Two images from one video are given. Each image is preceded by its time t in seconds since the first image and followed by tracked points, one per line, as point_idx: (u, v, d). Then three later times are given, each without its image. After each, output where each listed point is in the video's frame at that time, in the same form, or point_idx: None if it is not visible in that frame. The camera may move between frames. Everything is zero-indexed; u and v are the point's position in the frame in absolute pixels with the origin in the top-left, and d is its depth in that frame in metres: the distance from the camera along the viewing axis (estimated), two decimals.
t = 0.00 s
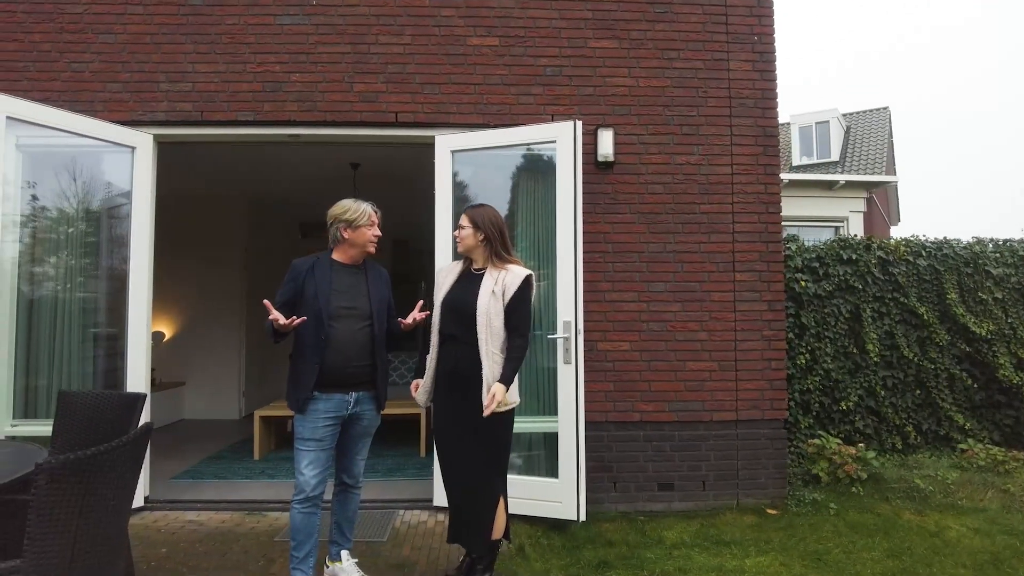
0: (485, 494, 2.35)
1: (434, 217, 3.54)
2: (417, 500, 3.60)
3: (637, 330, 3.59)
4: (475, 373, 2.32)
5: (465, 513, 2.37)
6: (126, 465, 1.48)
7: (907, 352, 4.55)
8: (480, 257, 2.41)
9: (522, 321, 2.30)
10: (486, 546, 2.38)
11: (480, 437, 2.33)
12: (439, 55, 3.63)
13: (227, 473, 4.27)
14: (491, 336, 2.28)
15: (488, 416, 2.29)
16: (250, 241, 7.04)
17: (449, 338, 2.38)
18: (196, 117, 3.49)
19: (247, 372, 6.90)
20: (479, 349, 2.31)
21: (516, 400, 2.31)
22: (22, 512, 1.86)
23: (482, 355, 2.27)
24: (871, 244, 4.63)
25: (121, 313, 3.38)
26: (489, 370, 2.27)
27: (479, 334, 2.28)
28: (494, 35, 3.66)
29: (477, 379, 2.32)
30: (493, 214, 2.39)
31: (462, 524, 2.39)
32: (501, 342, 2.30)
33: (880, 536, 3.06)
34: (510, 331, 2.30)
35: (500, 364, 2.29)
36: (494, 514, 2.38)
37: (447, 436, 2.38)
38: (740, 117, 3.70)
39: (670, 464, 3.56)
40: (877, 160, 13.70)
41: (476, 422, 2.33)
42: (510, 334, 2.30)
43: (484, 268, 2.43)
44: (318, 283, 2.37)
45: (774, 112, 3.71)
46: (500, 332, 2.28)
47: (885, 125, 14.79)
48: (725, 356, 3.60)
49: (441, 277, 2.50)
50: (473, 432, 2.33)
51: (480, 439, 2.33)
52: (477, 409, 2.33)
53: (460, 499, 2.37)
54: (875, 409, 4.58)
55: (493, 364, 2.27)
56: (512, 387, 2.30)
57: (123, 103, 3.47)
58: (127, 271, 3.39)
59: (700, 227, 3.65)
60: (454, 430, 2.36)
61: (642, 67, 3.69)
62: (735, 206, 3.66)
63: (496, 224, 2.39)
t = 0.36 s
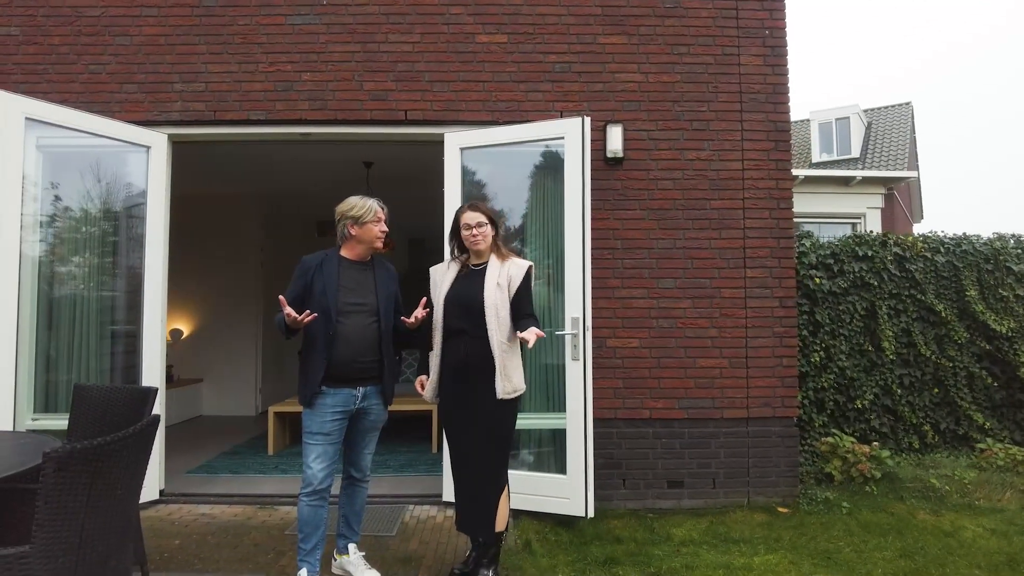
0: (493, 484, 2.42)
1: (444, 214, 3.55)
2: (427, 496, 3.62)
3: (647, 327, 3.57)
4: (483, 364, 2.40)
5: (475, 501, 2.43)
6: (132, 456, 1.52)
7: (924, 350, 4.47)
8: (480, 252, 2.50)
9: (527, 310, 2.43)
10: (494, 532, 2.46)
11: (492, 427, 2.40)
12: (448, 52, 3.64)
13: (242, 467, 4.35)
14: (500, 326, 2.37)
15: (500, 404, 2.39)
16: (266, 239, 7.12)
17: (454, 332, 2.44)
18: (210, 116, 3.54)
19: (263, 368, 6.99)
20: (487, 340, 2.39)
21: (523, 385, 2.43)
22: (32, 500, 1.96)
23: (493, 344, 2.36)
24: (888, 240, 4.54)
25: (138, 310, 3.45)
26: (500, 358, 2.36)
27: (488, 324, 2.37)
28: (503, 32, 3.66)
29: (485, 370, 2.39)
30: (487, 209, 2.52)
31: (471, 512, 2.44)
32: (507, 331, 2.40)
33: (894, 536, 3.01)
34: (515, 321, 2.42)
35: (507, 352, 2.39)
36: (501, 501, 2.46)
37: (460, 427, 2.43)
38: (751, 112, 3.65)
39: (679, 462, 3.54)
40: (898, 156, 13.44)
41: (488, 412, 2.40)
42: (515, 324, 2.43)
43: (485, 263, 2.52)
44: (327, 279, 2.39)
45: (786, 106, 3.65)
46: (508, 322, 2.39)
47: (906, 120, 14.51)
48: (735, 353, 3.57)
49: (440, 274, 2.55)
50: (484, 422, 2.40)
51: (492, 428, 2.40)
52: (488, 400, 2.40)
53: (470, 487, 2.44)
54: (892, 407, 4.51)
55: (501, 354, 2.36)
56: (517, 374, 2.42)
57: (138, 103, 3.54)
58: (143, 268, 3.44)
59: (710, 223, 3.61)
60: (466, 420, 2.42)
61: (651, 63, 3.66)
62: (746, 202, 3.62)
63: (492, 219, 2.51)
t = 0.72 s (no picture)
0: (494, 481, 2.44)
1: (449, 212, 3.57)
2: (433, 492, 3.65)
3: (652, 324, 3.56)
4: (485, 361, 2.41)
5: (478, 496, 2.46)
6: (129, 450, 1.56)
7: (938, 348, 4.40)
8: (480, 251, 2.52)
9: (528, 307, 2.45)
10: (497, 527, 2.48)
11: (494, 424, 2.41)
12: (453, 52, 3.66)
13: (254, 463, 4.42)
14: (502, 323, 2.39)
15: (502, 399, 2.41)
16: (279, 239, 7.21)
17: (456, 330, 2.45)
18: (219, 117, 3.60)
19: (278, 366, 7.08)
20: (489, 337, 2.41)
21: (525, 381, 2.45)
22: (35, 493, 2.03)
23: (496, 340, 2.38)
24: (901, 236, 4.47)
25: (150, 308, 3.51)
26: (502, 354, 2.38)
27: (491, 321, 2.39)
28: (507, 31, 3.67)
29: (487, 366, 2.41)
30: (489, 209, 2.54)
31: (475, 507, 2.48)
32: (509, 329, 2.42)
33: (902, 536, 2.97)
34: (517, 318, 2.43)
35: (510, 349, 2.40)
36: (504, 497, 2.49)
37: (463, 423, 2.45)
38: (758, 108, 3.62)
39: (685, 459, 3.52)
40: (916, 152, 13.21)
41: (490, 409, 2.41)
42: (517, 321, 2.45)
43: (485, 261, 2.53)
44: (332, 277, 2.43)
45: (793, 101, 3.61)
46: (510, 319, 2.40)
47: (925, 116, 14.25)
48: (742, 350, 3.54)
49: (442, 274, 2.57)
50: (486, 419, 2.41)
51: (494, 425, 2.41)
52: (489, 396, 2.41)
53: (472, 483, 2.47)
54: (905, 406, 4.43)
55: (504, 352, 2.38)
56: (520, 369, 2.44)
57: (150, 105, 3.61)
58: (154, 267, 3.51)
59: (717, 220, 3.59)
60: (469, 416, 2.44)
61: (656, 59, 3.65)
62: (753, 198, 3.59)
63: (493, 219, 2.53)
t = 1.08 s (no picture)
0: (501, 478, 2.45)
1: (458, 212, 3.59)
2: (443, 490, 3.68)
3: (662, 323, 3.54)
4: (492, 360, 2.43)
5: (487, 493, 2.48)
6: (140, 445, 1.60)
7: (958, 348, 4.31)
8: (485, 250, 2.54)
9: (532, 306, 2.45)
10: (505, 525, 2.48)
11: (500, 421, 2.43)
12: (462, 52, 3.68)
13: (270, 460, 4.49)
14: (507, 322, 2.41)
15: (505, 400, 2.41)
16: (296, 239, 7.30)
17: (464, 330, 2.48)
18: (233, 120, 3.66)
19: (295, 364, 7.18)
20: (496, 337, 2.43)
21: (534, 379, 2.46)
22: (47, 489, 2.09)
23: (500, 339, 2.40)
24: (918, 233, 4.38)
25: (167, 309, 3.57)
26: (508, 353, 2.40)
27: (496, 321, 2.41)
28: (516, 31, 3.68)
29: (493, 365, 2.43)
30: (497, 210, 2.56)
31: (484, 503, 2.51)
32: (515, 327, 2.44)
33: (915, 538, 2.92)
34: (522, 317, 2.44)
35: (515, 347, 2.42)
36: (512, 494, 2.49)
37: (469, 420, 2.48)
38: (769, 105, 3.58)
39: (696, 459, 3.50)
40: (940, 147, 12.92)
41: (495, 406, 2.43)
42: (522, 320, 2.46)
43: (490, 261, 2.55)
44: (341, 277, 2.46)
45: (805, 97, 3.57)
46: (514, 317, 2.41)
47: (950, 111, 13.93)
48: (753, 349, 3.51)
49: (448, 275, 2.59)
50: (491, 417, 2.44)
51: (500, 423, 2.43)
52: (495, 394, 2.43)
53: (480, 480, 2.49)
54: (923, 407, 4.35)
55: (509, 350, 2.40)
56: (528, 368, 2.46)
57: (166, 108, 3.68)
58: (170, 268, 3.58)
59: (727, 218, 3.56)
60: (476, 413, 2.46)
61: (665, 57, 3.63)
62: (764, 196, 3.56)
63: (499, 219, 2.54)
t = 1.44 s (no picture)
0: (511, 479, 2.44)
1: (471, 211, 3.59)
2: (457, 490, 3.69)
3: (677, 323, 3.50)
4: (503, 359, 2.41)
5: (498, 492, 2.48)
6: (148, 444, 1.64)
7: (986, 348, 4.17)
8: (494, 249, 2.54)
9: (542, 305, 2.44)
10: (516, 525, 2.48)
11: (512, 420, 2.43)
12: (474, 51, 3.68)
13: (287, 458, 4.55)
14: (516, 321, 2.40)
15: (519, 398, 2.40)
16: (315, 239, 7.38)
17: (474, 329, 2.47)
18: (249, 122, 3.72)
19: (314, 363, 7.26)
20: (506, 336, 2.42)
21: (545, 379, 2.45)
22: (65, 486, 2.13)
23: (510, 338, 2.39)
24: (944, 231, 4.24)
25: (185, 309, 3.64)
26: (518, 352, 2.38)
27: (506, 319, 2.40)
28: (529, 29, 3.67)
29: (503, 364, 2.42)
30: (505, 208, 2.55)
31: (495, 502, 2.50)
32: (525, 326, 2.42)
33: (937, 545, 2.85)
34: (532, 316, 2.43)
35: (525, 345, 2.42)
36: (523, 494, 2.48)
37: (480, 419, 2.47)
38: (786, 101, 3.52)
39: (712, 461, 3.45)
40: (972, 142, 12.54)
41: (507, 405, 2.42)
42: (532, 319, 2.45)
43: (500, 260, 2.54)
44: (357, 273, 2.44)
45: (824, 93, 3.49)
46: (524, 316, 2.40)
47: (983, 104, 13.51)
48: (771, 350, 3.44)
49: (457, 274, 2.59)
50: (504, 416, 2.43)
51: (513, 421, 2.43)
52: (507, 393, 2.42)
53: (492, 481, 2.49)
54: (950, 409, 4.22)
55: (520, 349, 2.39)
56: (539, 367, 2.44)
57: (184, 111, 3.75)
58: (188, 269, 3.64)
59: (743, 216, 3.50)
60: (487, 414, 2.45)
61: (680, 54, 3.58)
62: (781, 193, 3.49)
63: (508, 218, 2.54)
